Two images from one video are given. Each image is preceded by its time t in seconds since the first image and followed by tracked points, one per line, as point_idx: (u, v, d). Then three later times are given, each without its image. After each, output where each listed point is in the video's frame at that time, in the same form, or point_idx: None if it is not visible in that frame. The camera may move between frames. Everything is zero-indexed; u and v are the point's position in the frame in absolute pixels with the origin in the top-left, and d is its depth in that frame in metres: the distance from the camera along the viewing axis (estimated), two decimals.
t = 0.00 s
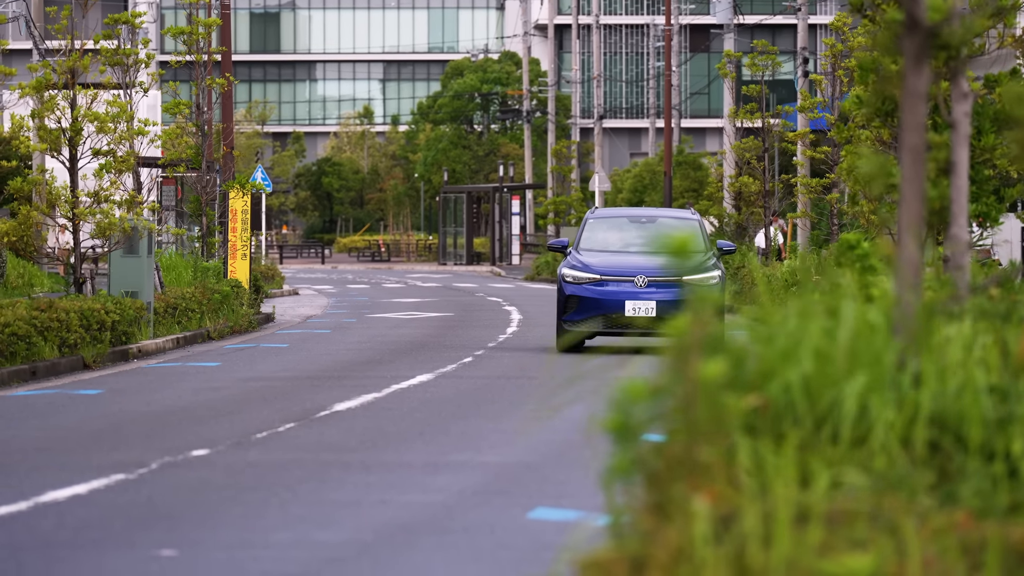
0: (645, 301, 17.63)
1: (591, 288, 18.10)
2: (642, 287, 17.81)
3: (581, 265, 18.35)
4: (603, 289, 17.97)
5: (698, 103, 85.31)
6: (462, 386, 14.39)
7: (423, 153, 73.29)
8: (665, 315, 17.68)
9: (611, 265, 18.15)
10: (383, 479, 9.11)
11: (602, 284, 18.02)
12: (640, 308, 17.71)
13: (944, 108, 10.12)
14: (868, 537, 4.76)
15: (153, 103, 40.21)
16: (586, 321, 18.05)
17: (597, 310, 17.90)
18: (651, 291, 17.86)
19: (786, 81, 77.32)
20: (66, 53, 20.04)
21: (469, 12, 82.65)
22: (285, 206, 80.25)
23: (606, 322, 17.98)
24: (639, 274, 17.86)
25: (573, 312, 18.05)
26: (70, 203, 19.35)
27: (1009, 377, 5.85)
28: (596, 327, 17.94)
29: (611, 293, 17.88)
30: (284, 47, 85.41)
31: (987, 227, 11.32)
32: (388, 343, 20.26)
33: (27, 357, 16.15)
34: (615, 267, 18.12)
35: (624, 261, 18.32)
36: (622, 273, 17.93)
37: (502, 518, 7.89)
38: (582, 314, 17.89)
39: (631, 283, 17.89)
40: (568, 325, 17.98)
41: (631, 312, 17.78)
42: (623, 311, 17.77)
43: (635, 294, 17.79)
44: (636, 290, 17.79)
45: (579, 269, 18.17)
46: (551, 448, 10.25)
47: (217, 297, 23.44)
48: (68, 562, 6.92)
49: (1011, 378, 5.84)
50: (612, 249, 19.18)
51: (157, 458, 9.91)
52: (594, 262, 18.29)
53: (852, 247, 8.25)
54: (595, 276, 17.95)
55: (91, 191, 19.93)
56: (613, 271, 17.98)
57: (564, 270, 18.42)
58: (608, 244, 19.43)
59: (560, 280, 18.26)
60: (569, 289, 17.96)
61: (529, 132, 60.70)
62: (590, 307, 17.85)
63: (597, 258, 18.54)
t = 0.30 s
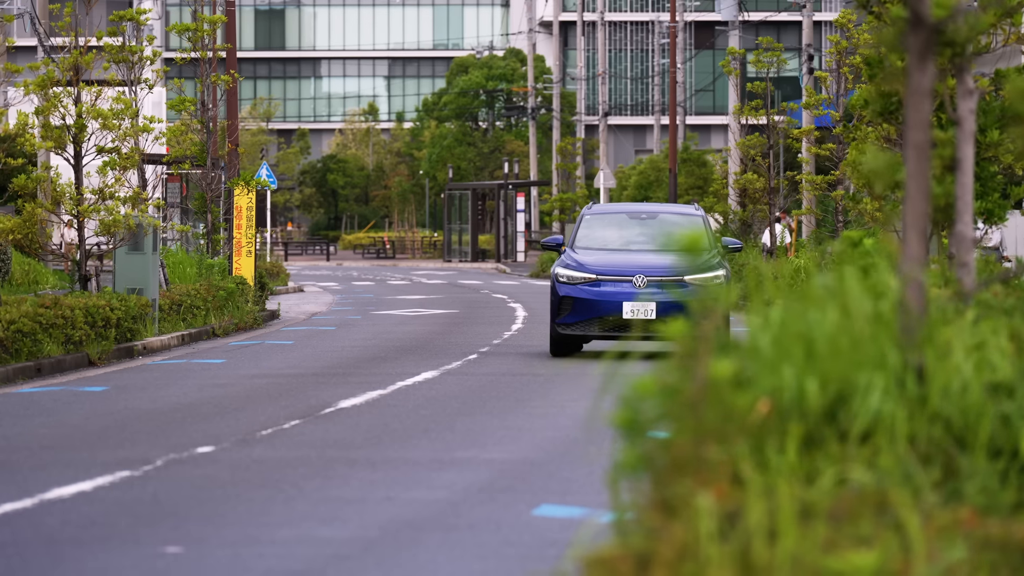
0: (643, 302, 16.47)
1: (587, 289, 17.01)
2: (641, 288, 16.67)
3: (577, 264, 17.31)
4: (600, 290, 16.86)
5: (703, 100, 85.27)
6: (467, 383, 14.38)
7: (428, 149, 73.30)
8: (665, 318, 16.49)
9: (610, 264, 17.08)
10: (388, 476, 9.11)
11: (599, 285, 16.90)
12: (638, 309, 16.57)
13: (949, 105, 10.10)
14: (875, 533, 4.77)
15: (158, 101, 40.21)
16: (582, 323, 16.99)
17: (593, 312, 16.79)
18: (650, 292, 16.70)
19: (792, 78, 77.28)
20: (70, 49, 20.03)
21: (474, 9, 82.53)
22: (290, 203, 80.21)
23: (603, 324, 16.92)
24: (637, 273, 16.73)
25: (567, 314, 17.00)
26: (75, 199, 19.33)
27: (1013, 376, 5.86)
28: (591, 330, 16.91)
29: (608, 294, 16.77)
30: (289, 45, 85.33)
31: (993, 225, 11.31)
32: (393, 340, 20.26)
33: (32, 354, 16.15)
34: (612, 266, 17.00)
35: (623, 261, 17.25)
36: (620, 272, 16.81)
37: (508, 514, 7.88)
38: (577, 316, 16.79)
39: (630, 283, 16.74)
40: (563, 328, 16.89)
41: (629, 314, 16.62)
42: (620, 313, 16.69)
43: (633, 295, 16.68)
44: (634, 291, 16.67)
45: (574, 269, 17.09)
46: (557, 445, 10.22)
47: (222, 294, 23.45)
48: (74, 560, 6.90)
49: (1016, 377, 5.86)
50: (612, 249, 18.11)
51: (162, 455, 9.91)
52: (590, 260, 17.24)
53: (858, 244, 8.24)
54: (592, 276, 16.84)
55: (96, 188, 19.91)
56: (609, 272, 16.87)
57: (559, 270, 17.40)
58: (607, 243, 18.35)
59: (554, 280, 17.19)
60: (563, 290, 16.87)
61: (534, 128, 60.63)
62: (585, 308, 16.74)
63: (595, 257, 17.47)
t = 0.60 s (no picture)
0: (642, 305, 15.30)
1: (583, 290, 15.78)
2: (641, 289, 15.45)
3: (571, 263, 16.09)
4: (596, 292, 15.64)
5: (711, 96, 85.13)
6: (476, 379, 14.35)
7: (437, 145, 73.28)
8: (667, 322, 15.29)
9: (605, 265, 15.78)
10: (396, 472, 9.09)
11: (595, 286, 15.68)
12: (637, 313, 15.37)
13: (958, 100, 10.06)
14: (882, 528, 4.74)
15: (167, 97, 40.18)
16: (577, 327, 15.75)
17: (589, 316, 15.57)
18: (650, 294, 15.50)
19: (800, 74, 77.20)
20: (79, 45, 20.02)
21: (482, 4, 82.39)
22: (298, 199, 80.16)
23: (600, 328, 15.68)
24: (637, 274, 15.51)
25: (561, 319, 15.74)
26: (84, 195, 19.30)
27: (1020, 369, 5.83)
28: (587, 335, 15.67)
29: (606, 296, 15.53)
30: (297, 40, 85.31)
31: (1000, 221, 11.30)
32: (402, 336, 20.25)
33: (41, 350, 16.15)
34: (609, 266, 15.78)
35: (621, 260, 15.94)
36: (618, 272, 15.60)
37: (516, 511, 7.87)
38: (571, 320, 15.58)
39: (629, 285, 15.53)
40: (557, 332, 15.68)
41: (628, 318, 15.42)
42: (618, 317, 15.46)
43: (633, 297, 15.44)
44: (633, 293, 15.45)
45: (568, 269, 15.90)
46: (564, 442, 10.19)
47: (231, 290, 23.45)
48: (83, 555, 6.90)
49: None
50: (610, 245, 16.75)
51: (171, 450, 9.91)
52: (586, 260, 15.99)
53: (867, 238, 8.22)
54: (587, 276, 15.63)
55: (105, 184, 19.89)
56: (608, 273, 15.62)
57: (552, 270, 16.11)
58: (606, 238, 16.98)
59: (547, 281, 15.98)
60: (557, 292, 15.64)
61: (542, 124, 60.51)
62: (581, 312, 15.54)
63: (590, 256, 16.15)
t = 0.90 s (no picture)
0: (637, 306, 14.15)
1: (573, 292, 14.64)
2: (636, 291, 14.34)
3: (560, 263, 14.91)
4: (586, 294, 14.49)
5: (718, 91, 85.02)
6: (482, 375, 14.33)
7: (443, 141, 73.17)
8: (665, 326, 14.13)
9: (596, 264, 14.62)
10: (402, 468, 9.08)
11: (586, 287, 14.52)
12: (631, 317, 14.23)
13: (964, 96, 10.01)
14: (889, 525, 4.73)
15: (173, 92, 40.22)
16: (566, 332, 14.59)
17: (579, 319, 14.42)
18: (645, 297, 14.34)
19: (806, 70, 77.09)
20: (85, 41, 20.02)
21: None
22: (305, 194, 80.09)
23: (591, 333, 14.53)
24: (631, 275, 14.39)
25: (549, 323, 14.59)
26: (90, 191, 19.28)
27: None
28: (577, 340, 14.50)
29: (598, 298, 14.38)
30: (303, 36, 85.32)
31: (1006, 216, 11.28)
32: (408, 332, 20.22)
33: (48, 346, 16.17)
34: (601, 266, 14.62)
35: (613, 260, 14.74)
36: (611, 272, 14.47)
37: (522, 506, 7.86)
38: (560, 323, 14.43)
39: (622, 287, 14.40)
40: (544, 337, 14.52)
41: (621, 322, 14.26)
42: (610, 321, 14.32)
43: (626, 299, 14.32)
44: (626, 294, 14.33)
45: (557, 269, 14.75)
46: (570, 438, 10.17)
47: (237, 285, 23.44)
48: (89, 550, 6.91)
49: None
50: (604, 245, 15.52)
51: (177, 446, 9.91)
52: (576, 259, 14.81)
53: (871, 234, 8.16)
54: (579, 276, 14.50)
55: (112, 179, 19.87)
56: (600, 273, 14.49)
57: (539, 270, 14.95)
58: (599, 235, 15.77)
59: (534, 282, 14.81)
60: (545, 293, 14.51)
61: (548, 120, 60.38)
62: (570, 315, 14.39)
63: (580, 255, 15.00)
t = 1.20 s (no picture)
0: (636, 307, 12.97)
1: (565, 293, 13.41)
2: (633, 291, 13.12)
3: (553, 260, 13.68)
4: (580, 294, 13.26)
5: (733, 85, 84.84)
6: (497, 369, 14.30)
7: (458, 135, 73.10)
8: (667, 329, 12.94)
9: (591, 262, 13.40)
10: (418, 462, 9.07)
11: (580, 287, 13.29)
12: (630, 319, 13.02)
13: (978, 90, 9.94)
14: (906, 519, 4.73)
15: (188, 86, 40.26)
16: (558, 337, 13.37)
17: (573, 322, 13.20)
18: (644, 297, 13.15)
19: (822, 64, 76.84)
20: (100, 36, 20.04)
21: None
22: (320, 189, 80.11)
23: (586, 337, 13.29)
24: (629, 273, 13.18)
25: (540, 327, 13.36)
26: (105, 185, 19.29)
27: None
28: (570, 345, 13.29)
29: (593, 299, 13.16)
30: (319, 31, 85.45)
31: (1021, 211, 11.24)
32: (424, 326, 20.21)
33: (63, 340, 16.20)
34: (598, 264, 13.38)
35: (612, 258, 13.49)
36: (607, 271, 13.25)
37: (538, 500, 7.85)
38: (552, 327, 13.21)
39: (620, 287, 13.19)
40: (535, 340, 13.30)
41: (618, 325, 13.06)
42: (606, 324, 13.13)
43: (624, 300, 13.10)
44: (623, 296, 13.11)
45: (550, 267, 13.51)
46: (586, 433, 10.14)
47: (253, 280, 23.46)
48: (105, 544, 6.90)
49: None
50: (603, 239, 14.24)
51: (193, 441, 9.91)
52: (571, 257, 13.55)
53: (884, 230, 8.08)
54: (572, 275, 13.27)
55: (127, 174, 19.88)
56: (595, 273, 13.26)
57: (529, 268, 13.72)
58: (599, 230, 14.47)
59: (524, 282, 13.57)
60: (536, 294, 13.28)
61: (564, 114, 60.27)
62: (564, 317, 13.17)
63: (576, 252, 13.75)
